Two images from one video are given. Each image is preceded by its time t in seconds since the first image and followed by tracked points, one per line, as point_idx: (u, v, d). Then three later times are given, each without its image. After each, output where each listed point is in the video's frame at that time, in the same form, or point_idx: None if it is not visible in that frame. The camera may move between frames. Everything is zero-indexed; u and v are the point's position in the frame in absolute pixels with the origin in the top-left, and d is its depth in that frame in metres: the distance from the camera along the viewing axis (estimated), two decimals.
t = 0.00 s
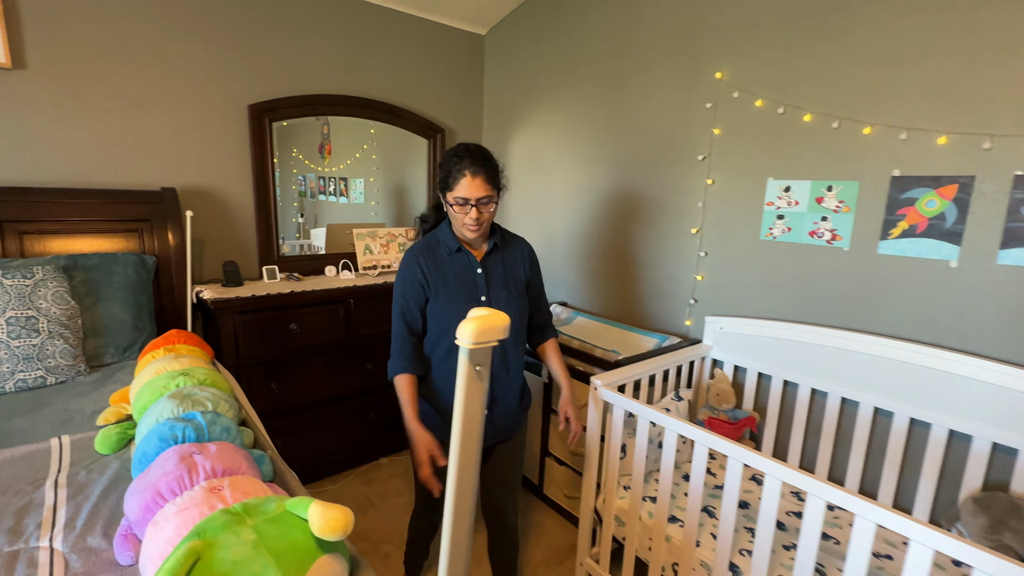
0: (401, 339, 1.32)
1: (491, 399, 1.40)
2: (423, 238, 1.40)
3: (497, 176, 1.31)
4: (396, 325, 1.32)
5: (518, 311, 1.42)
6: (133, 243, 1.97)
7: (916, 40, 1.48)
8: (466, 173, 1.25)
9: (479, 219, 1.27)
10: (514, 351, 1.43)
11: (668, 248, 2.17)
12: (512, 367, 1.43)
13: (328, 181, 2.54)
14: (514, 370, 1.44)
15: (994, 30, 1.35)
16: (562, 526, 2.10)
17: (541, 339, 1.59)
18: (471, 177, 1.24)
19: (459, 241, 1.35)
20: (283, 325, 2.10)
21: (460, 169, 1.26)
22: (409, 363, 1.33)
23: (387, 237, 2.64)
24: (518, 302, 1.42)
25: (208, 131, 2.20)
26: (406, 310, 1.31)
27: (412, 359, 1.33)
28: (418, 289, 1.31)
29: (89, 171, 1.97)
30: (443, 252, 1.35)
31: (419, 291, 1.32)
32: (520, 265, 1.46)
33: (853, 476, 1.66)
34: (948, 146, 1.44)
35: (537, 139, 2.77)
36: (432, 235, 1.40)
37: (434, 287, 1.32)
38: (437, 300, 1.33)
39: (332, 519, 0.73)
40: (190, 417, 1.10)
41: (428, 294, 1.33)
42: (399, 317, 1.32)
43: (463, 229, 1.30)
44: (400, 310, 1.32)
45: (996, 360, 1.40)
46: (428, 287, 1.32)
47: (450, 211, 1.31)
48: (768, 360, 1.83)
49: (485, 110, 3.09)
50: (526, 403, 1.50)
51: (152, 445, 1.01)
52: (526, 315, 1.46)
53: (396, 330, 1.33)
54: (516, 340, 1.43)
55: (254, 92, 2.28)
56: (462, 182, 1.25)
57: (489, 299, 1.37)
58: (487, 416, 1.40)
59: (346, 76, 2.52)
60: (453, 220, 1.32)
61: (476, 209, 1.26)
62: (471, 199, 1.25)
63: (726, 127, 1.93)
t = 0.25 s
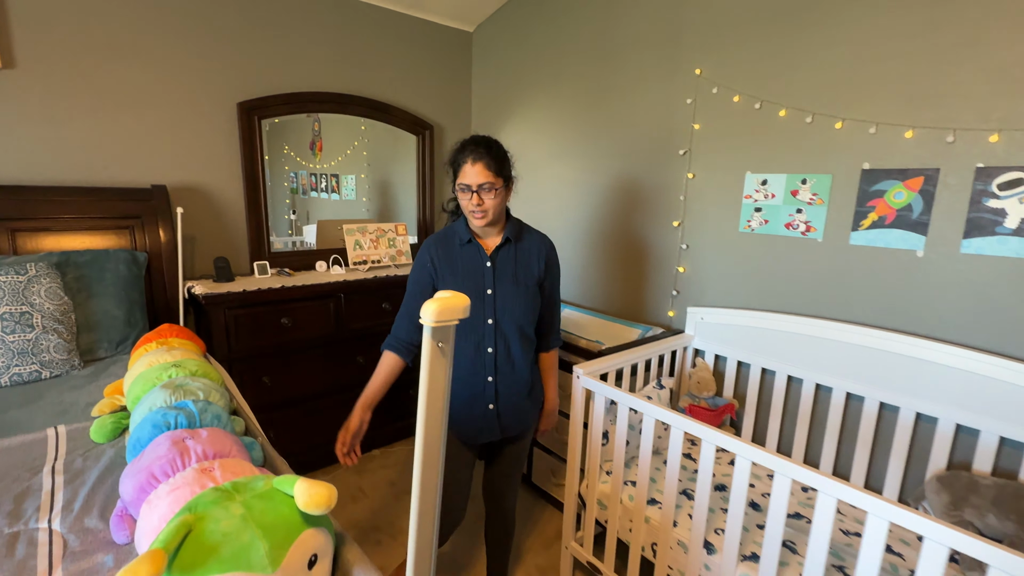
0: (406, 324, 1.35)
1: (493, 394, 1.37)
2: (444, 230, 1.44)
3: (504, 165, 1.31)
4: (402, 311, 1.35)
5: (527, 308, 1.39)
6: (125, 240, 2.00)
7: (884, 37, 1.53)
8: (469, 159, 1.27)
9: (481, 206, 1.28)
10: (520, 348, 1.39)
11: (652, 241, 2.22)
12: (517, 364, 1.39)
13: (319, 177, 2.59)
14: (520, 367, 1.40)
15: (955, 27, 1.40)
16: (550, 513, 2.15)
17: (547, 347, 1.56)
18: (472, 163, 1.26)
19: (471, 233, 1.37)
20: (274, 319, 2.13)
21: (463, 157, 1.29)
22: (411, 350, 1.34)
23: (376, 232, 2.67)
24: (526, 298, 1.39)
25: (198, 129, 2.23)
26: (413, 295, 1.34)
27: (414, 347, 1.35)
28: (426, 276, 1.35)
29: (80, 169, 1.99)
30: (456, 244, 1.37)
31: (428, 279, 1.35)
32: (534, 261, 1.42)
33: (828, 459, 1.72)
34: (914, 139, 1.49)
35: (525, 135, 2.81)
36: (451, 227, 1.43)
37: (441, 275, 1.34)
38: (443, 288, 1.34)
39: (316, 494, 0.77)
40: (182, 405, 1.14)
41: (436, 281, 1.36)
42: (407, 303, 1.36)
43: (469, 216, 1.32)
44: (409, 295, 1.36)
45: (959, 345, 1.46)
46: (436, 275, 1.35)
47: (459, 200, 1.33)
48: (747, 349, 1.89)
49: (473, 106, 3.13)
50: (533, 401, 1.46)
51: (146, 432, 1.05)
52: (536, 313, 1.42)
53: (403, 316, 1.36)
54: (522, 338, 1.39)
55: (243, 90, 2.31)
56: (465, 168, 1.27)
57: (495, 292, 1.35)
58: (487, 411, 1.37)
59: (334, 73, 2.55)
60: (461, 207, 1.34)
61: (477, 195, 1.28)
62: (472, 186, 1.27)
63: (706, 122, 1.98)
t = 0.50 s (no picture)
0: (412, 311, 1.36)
1: (494, 385, 1.38)
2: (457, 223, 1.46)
3: (515, 160, 1.33)
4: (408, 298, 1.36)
5: (532, 303, 1.40)
6: (125, 240, 2.05)
7: (858, 36, 1.59)
8: (477, 153, 1.32)
9: (484, 199, 1.32)
10: (524, 342, 1.40)
11: (642, 236, 2.28)
12: (519, 358, 1.41)
13: (315, 178, 2.63)
14: (523, 361, 1.41)
15: (924, 27, 1.47)
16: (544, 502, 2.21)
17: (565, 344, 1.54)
18: (478, 157, 1.31)
19: (482, 227, 1.38)
20: (272, 317, 2.18)
21: (473, 151, 1.34)
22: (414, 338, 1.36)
23: (371, 231, 2.72)
24: (532, 294, 1.40)
25: (195, 130, 2.27)
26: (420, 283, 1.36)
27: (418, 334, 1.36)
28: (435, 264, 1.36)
29: (80, 171, 2.03)
30: (468, 236, 1.38)
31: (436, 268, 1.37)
32: (543, 260, 1.44)
33: (810, 444, 1.78)
34: (888, 134, 1.55)
35: (516, 134, 2.86)
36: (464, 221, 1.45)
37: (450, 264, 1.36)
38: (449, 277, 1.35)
39: (316, 473, 0.83)
40: (186, 396, 1.19)
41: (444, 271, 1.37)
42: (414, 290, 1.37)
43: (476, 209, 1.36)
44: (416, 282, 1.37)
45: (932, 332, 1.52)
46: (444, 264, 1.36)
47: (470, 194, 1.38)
48: (733, 339, 1.95)
49: (466, 106, 3.17)
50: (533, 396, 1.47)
51: (152, 421, 1.11)
52: (542, 309, 1.43)
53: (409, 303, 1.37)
54: (526, 333, 1.41)
55: (239, 92, 2.36)
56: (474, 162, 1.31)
57: (501, 286, 1.36)
58: (487, 401, 1.38)
59: (329, 75, 2.60)
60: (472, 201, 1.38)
61: (482, 188, 1.32)
62: (477, 178, 1.32)
63: (691, 119, 2.04)
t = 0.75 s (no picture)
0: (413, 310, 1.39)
1: (495, 383, 1.43)
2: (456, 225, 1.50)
3: (514, 167, 1.39)
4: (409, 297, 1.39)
5: (531, 304, 1.45)
6: (129, 250, 2.10)
7: (835, 46, 1.66)
8: (478, 158, 1.37)
9: (483, 201, 1.36)
10: (523, 341, 1.46)
11: (633, 240, 2.34)
12: (519, 356, 1.46)
13: (312, 187, 2.70)
14: (523, 361, 1.47)
15: (895, 37, 1.54)
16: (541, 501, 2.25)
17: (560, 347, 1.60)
18: (480, 161, 1.36)
19: (482, 230, 1.42)
20: (273, 323, 2.23)
21: (476, 156, 1.39)
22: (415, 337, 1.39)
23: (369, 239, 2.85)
24: (531, 294, 1.45)
25: (197, 142, 2.33)
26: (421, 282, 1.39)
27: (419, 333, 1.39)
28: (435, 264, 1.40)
29: (85, 183, 2.09)
30: (468, 238, 1.43)
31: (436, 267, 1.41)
32: (540, 262, 1.49)
33: (798, 439, 1.84)
34: (864, 139, 1.62)
35: (511, 142, 2.93)
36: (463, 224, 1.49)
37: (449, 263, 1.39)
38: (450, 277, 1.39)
39: (321, 463, 0.87)
40: (194, 397, 1.24)
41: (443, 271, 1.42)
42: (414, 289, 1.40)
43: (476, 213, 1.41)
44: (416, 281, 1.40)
45: (910, 328, 1.58)
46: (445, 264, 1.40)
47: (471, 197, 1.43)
48: (723, 339, 2.00)
49: (461, 115, 3.25)
50: (531, 393, 1.52)
51: (162, 421, 1.16)
52: (540, 309, 1.48)
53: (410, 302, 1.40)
54: (525, 333, 1.46)
55: (240, 105, 2.42)
56: (475, 166, 1.37)
57: (502, 286, 1.41)
58: (487, 398, 1.42)
59: (327, 87, 2.67)
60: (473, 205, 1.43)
61: (481, 191, 1.36)
62: (478, 182, 1.36)
63: (679, 126, 2.11)
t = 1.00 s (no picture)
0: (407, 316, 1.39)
1: (488, 386, 1.47)
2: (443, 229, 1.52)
3: (508, 173, 1.46)
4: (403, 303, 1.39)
5: (523, 307, 1.50)
6: (130, 258, 2.14)
7: (815, 54, 1.73)
8: (477, 161, 1.41)
9: (486, 204, 1.41)
10: (516, 343, 1.50)
11: (624, 243, 2.40)
12: (512, 359, 1.50)
13: (309, 195, 2.75)
14: (515, 362, 1.51)
15: (871, 45, 1.61)
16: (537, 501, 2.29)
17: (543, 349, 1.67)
18: (482, 165, 1.40)
19: (472, 234, 1.46)
20: (272, 328, 2.27)
21: (474, 160, 1.42)
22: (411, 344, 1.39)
23: (366, 244, 2.83)
24: (523, 297, 1.50)
25: (196, 152, 2.38)
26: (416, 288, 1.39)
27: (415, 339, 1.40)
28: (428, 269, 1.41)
29: (86, 193, 2.13)
30: (459, 243, 1.46)
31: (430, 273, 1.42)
32: (530, 265, 1.55)
33: (786, 435, 1.89)
34: (844, 144, 1.69)
35: (504, 148, 2.99)
36: (450, 228, 1.51)
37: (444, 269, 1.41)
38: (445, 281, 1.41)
39: (323, 458, 0.91)
40: (197, 399, 1.28)
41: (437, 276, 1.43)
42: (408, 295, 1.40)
43: (471, 215, 1.43)
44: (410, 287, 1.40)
45: (890, 325, 1.64)
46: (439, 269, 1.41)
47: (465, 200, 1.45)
48: (712, 339, 2.06)
49: (455, 122, 3.30)
50: (522, 396, 1.57)
51: (168, 422, 1.19)
52: (532, 312, 1.54)
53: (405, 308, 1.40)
54: (517, 336, 1.50)
55: (238, 115, 2.47)
56: (474, 169, 1.40)
57: (496, 290, 1.45)
58: (482, 400, 1.46)
59: (324, 96, 2.72)
60: (464, 207, 1.46)
61: (484, 194, 1.41)
62: (480, 185, 1.40)
63: (667, 132, 2.17)
